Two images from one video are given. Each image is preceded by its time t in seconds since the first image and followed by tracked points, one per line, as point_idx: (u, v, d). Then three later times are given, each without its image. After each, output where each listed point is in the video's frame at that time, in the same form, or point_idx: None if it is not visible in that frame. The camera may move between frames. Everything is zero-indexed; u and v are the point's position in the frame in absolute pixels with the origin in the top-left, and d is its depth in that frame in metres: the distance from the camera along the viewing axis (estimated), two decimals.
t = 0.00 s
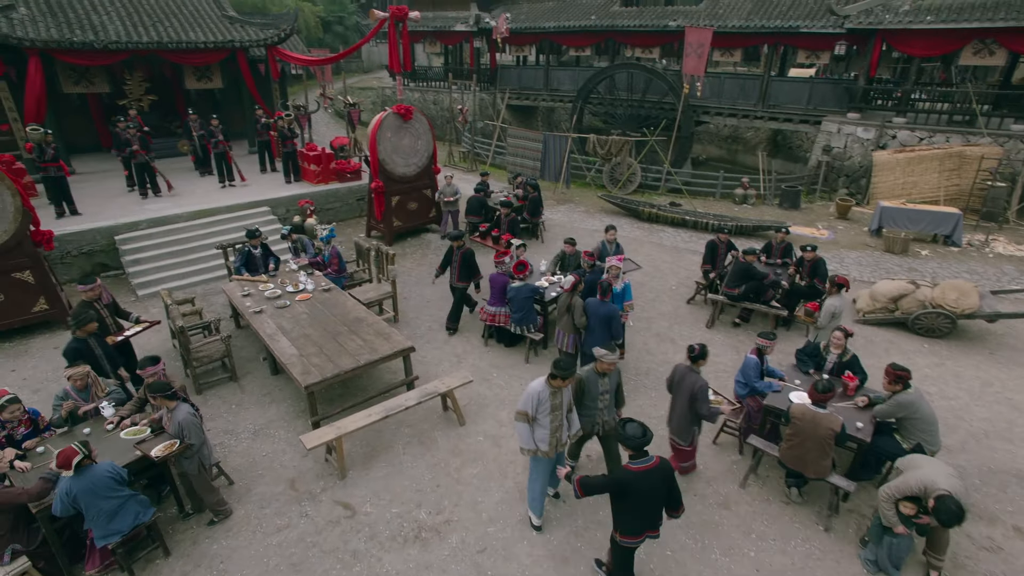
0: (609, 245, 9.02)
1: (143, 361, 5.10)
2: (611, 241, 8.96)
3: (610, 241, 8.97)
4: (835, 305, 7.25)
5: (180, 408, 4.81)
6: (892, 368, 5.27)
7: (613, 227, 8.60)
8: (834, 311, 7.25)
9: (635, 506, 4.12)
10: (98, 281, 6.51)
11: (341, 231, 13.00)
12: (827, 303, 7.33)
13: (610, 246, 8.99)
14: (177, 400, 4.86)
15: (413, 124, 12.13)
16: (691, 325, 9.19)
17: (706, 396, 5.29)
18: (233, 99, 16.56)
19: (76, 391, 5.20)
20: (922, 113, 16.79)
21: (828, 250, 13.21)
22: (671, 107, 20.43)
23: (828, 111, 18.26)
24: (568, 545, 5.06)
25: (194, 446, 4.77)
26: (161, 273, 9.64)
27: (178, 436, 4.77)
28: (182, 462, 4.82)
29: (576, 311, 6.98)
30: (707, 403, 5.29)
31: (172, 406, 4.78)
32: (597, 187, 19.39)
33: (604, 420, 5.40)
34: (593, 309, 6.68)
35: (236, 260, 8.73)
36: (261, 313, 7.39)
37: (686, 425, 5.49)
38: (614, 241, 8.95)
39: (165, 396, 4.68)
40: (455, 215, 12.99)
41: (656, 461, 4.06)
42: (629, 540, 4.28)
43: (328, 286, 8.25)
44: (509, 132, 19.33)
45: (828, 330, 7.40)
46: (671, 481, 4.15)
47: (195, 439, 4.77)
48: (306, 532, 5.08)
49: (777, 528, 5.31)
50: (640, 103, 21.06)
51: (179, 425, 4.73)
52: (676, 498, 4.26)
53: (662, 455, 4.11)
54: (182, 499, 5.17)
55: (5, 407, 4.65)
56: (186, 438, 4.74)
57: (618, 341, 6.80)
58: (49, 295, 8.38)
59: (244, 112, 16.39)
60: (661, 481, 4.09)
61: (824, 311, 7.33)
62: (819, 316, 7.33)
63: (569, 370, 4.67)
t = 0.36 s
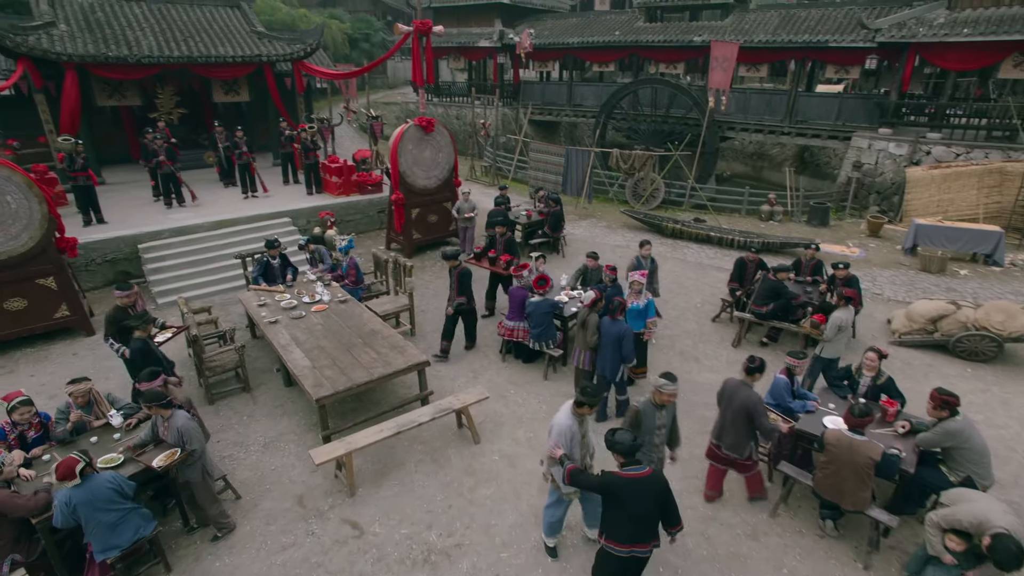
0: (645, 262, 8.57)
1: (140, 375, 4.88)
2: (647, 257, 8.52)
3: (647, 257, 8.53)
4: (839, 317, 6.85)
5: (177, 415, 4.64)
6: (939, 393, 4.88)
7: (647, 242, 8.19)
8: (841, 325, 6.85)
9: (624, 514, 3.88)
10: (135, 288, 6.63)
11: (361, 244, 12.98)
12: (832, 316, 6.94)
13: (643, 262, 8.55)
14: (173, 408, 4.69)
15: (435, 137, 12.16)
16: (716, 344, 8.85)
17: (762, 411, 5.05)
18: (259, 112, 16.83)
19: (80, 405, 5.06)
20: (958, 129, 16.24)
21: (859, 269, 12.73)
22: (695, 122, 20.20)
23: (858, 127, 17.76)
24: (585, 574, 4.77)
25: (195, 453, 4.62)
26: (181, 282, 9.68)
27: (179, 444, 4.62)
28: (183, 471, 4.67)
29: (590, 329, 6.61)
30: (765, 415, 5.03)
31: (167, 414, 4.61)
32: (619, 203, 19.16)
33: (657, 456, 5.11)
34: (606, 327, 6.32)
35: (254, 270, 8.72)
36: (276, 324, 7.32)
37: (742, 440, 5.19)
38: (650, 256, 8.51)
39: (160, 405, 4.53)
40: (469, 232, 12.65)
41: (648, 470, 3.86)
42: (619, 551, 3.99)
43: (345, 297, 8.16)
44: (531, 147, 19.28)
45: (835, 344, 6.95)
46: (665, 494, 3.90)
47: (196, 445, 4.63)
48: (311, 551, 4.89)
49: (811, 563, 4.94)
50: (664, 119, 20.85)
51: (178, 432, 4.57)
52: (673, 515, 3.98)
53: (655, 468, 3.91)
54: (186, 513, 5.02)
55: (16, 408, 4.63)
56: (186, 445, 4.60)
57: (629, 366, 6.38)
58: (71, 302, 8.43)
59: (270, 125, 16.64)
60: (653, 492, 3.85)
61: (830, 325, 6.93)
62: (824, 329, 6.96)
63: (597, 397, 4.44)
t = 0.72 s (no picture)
0: (679, 281, 8.10)
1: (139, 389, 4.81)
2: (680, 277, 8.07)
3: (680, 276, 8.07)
4: (847, 328, 6.95)
5: (176, 426, 4.53)
6: (992, 422, 4.51)
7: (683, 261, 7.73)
8: (848, 334, 6.95)
9: (612, 530, 3.76)
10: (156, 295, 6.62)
11: (380, 256, 12.94)
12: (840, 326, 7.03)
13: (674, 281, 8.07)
14: (171, 419, 4.57)
15: (456, 150, 12.11)
16: (743, 363, 8.49)
17: (832, 433, 4.73)
18: (284, 126, 17.08)
19: (89, 414, 4.94)
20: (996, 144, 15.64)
21: (893, 288, 12.23)
22: (719, 138, 19.96)
23: (889, 143, 17.27)
24: None
25: (195, 465, 4.51)
26: (200, 292, 9.70)
27: (178, 456, 4.50)
28: (184, 484, 4.55)
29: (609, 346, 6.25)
30: (835, 438, 4.73)
31: (165, 425, 4.50)
32: (642, 218, 18.90)
33: (714, 512, 4.38)
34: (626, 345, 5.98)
35: (272, 280, 8.68)
36: (290, 335, 7.23)
37: (808, 466, 4.79)
38: (684, 276, 8.06)
39: (158, 416, 4.40)
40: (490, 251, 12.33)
41: (642, 487, 3.69)
42: (605, 566, 3.90)
43: (361, 309, 8.05)
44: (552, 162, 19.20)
45: (845, 354, 7.10)
46: (658, 513, 3.73)
47: (196, 457, 4.51)
48: (315, 573, 4.67)
49: None
50: (687, 135, 20.63)
51: (177, 444, 4.46)
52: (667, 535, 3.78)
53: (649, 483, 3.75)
54: (190, 527, 4.86)
55: (20, 417, 4.54)
56: (186, 457, 4.48)
57: (645, 389, 5.98)
58: (90, 309, 8.46)
59: (293, 139, 16.87)
60: (646, 510, 3.68)
61: (837, 334, 7.06)
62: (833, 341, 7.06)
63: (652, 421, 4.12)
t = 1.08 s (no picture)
0: (712, 299, 7.46)
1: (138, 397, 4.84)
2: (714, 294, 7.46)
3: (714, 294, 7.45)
4: (857, 333, 6.48)
5: (181, 434, 4.41)
6: None
7: (717, 278, 7.32)
8: (858, 342, 6.46)
9: (597, 532, 3.58)
10: (170, 304, 6.48)
11: (397, 267, 12.87)
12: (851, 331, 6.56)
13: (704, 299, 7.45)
14: (177, 428, 4.45)
15: (473, 160, 12.02)
16: (769, 381, 8.14)
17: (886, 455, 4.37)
18: (305, 137, 17.23)
19: (98, 419, 4.82)
20: None
21: (926, 304, 11.74)
22: (741, 151, 19.66)
23: (918, 155, 16.76)
24: None
25: (196, 477, 4.35)
26: (215, 300, 9.69)
27: (179, 466, 4.37)
28: (183, 496, 4.40)
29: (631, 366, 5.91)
30: (889, 460, 4.36)
31: (171, 432, 4.37)
32: (662, 232, 18.61)
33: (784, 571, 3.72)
34: (647, 365, 5.62)
35: (286, 289, 8.61)
36: (302, 344, 7.11)
37: (853, 490, 4.47)
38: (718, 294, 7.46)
39: (160, 425, 4.26)
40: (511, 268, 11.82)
41: (634, 494, 3.46)
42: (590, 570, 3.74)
43: (374, 319, 7.91)
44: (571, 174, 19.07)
45: (854, 361, 6.57)
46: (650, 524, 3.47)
47: (198, 469, 4.36)
48: None
49: None
50: (708, 147, 20.38)
51: (179, 454, 4.33)
52: (654, 553, 3.48)
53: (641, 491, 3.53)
54: (191, 541, 4.70)
55: (15, 424, 4.52)
56: (186, 468, 4.34)
57: (666, 413, 5.61)
58: (106, 315, 8.47)
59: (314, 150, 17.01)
60: (634, 520, 3.44)
61: (847, 340, 6.57)
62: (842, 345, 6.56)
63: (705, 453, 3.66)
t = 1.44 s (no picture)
0: (746, 320, 6.80)
1: (146, 398, 4.73)
2: (750, 315, 6.78)
3: (750, 315, 6.77)
4: (863, 340, 6.26)
5: (188, 444, 4.25)
6: None
7: (755, 297, 6.57)
8: (864, 347, 6.26)
9: (599, 513, 3.73)
10: (185, 313, 6.21)
11: (412, 276, 12.77)
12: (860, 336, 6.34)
13: (737, 319, 6.81)
14: (186, 435, 4.31)
15: (490, 168, 11.90)
16: (795, 396, 7.78)
17: (928, 477, 4.02)
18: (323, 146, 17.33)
19: (99, 426, 4.71)
20: None
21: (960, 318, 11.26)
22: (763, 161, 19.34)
23: (948, 165, 16.23)
24: None
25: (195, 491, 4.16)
26: (229, 306, 9.66)
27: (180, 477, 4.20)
28: (183, 507, 4.23)
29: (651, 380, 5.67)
30: (931, 482, 4.01)
31: (180, 439, 4.23)
32: (682, 243, 18.30)
33: None
34: (668, 378, 5.38)
35: (298, 296, 8.51)
36: (312, 352, 6.99)
37: (893, 513, 4.15)
38: (755, 315, 6.79)
39: (167, 432, 4.13)
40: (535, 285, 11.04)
41: (638, 478, 3.60)
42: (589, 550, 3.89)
43: (386, 327, 7.76)
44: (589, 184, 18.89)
45: (861, 367, 6.35)
46: (651, 508, 3.61)
47: (197, 483, 4.17)
48: None
49: None
50: (729, 158, 20.08)
51: (182, 464, 4.17)
52: (654, 535, 3.65)
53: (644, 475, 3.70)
54: (191, 553, 4.51)
55: (20, 429, 4.44)
56: (187, 480, 4.17)
57: (689, 429, 5.34)
58: (120, 320, 8.44)
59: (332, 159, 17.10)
60: (638, 502, 3.58)
61: (852, 346, 6.36)
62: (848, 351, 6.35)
63: (771, 517, 3.14)
